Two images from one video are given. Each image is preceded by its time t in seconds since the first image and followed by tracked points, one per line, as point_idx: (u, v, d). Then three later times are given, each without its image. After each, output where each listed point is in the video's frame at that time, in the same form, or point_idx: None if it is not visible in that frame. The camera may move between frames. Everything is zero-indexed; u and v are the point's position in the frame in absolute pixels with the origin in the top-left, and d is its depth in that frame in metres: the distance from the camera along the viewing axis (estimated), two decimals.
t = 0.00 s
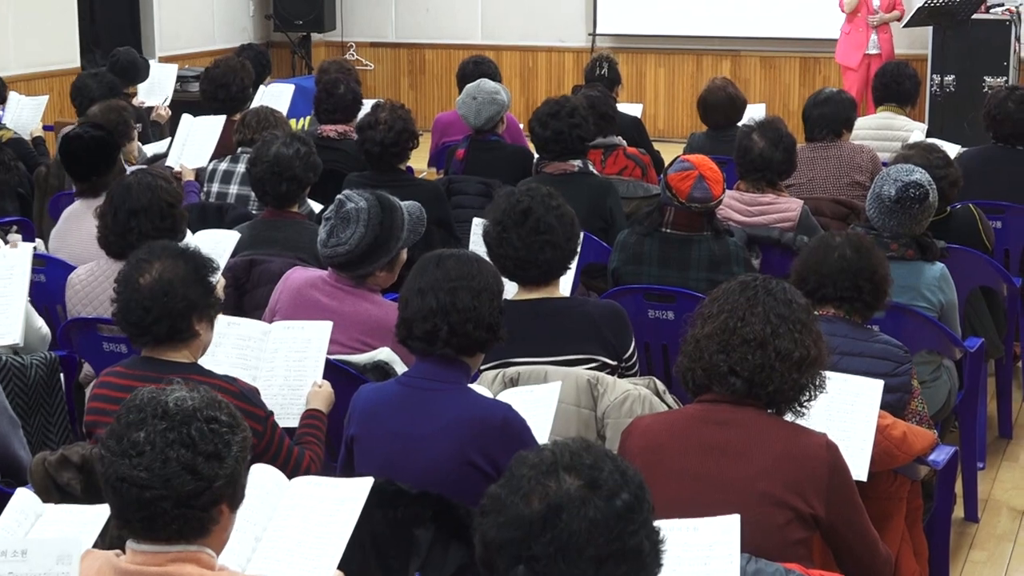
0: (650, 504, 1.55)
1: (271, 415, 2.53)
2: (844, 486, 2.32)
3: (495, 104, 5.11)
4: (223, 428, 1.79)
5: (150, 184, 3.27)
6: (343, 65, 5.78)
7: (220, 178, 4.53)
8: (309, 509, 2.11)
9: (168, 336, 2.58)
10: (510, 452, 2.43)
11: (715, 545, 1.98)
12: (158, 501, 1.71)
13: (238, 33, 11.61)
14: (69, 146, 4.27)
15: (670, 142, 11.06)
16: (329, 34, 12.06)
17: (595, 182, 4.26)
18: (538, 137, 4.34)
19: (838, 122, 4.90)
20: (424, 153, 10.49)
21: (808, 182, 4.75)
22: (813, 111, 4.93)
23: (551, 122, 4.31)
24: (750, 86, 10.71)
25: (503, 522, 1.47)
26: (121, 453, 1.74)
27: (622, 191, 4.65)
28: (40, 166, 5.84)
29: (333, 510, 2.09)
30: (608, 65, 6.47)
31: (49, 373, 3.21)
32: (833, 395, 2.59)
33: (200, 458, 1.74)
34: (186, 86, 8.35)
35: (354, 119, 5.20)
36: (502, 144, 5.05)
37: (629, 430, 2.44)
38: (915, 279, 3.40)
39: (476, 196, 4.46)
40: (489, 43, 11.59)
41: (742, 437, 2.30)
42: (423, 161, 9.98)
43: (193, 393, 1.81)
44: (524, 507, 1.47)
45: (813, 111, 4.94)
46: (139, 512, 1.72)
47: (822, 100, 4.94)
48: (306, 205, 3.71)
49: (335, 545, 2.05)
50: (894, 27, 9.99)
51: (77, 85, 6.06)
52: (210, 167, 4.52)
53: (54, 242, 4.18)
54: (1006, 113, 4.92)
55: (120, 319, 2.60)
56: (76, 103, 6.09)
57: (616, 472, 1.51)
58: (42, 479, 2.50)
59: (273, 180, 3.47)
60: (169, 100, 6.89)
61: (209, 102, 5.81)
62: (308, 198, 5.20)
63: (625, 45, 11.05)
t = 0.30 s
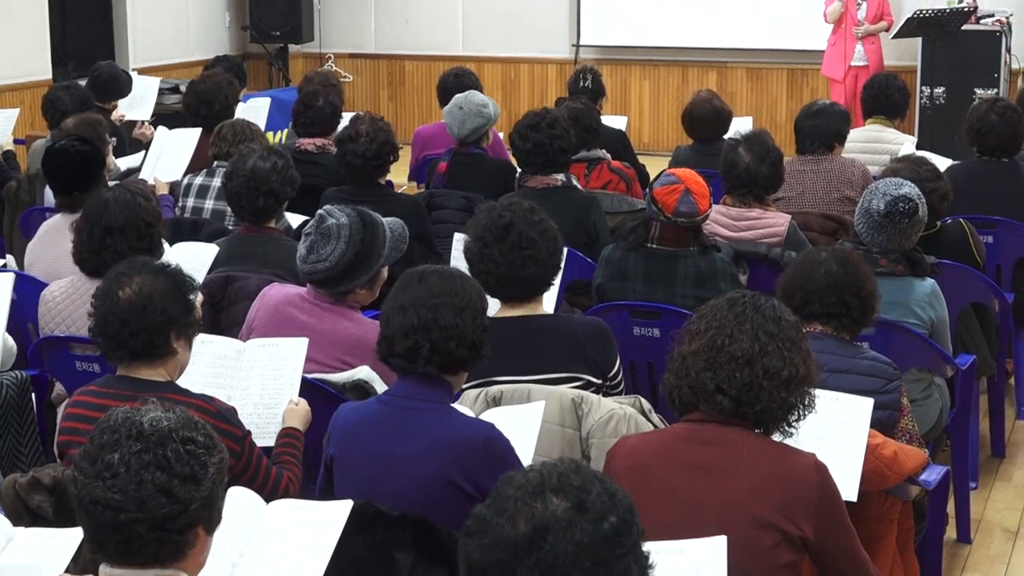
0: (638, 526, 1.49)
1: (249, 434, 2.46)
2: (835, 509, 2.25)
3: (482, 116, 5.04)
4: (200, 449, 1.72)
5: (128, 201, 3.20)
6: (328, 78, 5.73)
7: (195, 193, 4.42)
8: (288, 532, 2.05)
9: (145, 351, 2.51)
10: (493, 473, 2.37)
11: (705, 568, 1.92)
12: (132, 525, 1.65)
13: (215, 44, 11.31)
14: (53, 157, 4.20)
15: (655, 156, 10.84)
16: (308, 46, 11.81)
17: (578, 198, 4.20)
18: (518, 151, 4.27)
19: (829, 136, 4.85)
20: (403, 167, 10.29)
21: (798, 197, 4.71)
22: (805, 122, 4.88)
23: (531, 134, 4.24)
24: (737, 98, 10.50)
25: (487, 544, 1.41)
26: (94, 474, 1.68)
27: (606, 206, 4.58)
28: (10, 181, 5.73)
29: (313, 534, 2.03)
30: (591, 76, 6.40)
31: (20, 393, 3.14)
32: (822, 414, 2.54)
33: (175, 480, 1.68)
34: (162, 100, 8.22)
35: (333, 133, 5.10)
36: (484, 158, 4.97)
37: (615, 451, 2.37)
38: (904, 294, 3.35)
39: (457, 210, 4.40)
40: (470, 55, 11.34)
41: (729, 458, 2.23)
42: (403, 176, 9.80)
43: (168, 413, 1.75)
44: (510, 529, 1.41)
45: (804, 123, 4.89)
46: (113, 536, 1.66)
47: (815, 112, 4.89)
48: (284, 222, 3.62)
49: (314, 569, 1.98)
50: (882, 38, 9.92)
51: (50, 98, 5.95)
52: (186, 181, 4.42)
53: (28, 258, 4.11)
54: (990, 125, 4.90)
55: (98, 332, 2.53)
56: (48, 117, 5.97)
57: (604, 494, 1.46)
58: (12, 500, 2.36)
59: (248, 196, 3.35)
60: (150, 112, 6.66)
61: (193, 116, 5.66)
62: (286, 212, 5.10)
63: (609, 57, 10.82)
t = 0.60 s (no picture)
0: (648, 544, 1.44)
1: (250, 446, 2.40)
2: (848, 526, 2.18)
3: (492, 123, 4.99)
4: (199, 462, 1.66)
5: (126, 210, 3.15)
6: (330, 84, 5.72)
7: (194, 201, 4.36)
8: (287, 549, 1.99)
9: (151, 357, 2.41)
10: (498, 487, 2.31)
11: None
12: (129, 539, 1.60)
13: (214, 49, 11.24)
14: (46, 164, 4.15)
15: (663, 162, 10.76)
16: (309, 52, 11.77)
17: (590, 209, 4.13)
18: (529, 156, 4.21)
19: (850, 144, 4.73)
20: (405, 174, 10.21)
21: (815, 205, 4.61)
22: (827, 128, 4.75)
23: (544, 140, 4.19)
24: (748, 104, 10.41)
25: (493, 560, 1.36)
26: (91, 486, 1.62)
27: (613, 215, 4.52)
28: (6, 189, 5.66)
29: (313, 551, 1.98)
30: (599, 82, 6.34)
31: (15, 405, 3.08)
32: (834, 428, 2.48)
33: (173, 494, 1.62)
34: (161, 105, 8.16)
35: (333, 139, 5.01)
36: (490, 165, 4.91)
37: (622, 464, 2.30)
38: (919, 305, 3.28)
39: (461, 219, 4.34)
40: (475, 59, 11.29)
41: (739, 473, 2.16)
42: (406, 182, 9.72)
43: (167, 425, 1.69)
44: (517, 545, 1.36)
45: (825, 128, 4.75)
46: (110, 550, 1.60)
47: (837, 118, 4.76)
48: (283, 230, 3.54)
49: None
50: (897, 43, 9.83)
51: (44, 103, 5.85)
52: (185, 188, 4.35)
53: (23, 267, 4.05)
54: (993, 133, 4.84)
55: (102, 339, 2.43)
56: (43, 122, 5.89)
57: (613, 510, 1.41)
58: (7, 516, 2.29)
59: (247, 203, 3.28)
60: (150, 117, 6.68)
61: (195, 122, 5.53)
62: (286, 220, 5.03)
63: (617, 62, 10.77)
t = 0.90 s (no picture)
0: (655, 555, 1.40)
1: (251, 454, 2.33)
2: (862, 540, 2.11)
3: (497, 125, 4.92)
4: (196, 473, 1.61)
5: (120, 213, 3.10)
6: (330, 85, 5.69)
7: (191, 206, 4.25)
8: (286, 561, 1.93)
9: (152, 363, 2.32)
10: (502, 498, 2.25)
11: None
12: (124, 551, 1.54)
13: (211, 49, 11.10)
14: (24, 170, 4.10)
15: (671, 166, 10.69)
16: (309, 51, 11.64)
17: (600, 216, 4.05)
18: (540, 160, 4.12)
19: (872, 148, 4.60)
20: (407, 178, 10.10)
21: (830, 210, 4.51)
22: (848, 131, 4.61)
23: (555, 143, 4.10)
24: (757, 105, 10.32)
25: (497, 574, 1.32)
26: (86, 497, 1.56)
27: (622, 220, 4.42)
28: None
29: (312, 562, 1.92)
30: (605, 82, 6.26)
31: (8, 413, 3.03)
32: (845, 437, 2.42)
33: (170, 504, 1.56)
34: (159, 107, 8.09)
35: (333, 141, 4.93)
36: (495, 168, 4.85)
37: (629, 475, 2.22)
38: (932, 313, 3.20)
39: (463, 223, 4.28)
40: (478, 60, 11.22)
41: (751, 484, 2.08)
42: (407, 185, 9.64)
43: (164, 435, 1.64)
44: (521, 558, 1.32)
45: (847, 131, 4.62)
46: (104, 562, 1.54)
47: (860, 121, 4.62)
48: (282, 237, 3.48)
49: None
50: (911, 44, 9.69)
51: (38, 105, 5.77)
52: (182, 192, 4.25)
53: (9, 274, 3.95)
54: (996, 137, 4.66)
55: (101, 345, 2.34)
56: (37, 124, 5.80)
57: (621, 523, 1.36)
58: None
59: (246, 208, 3.23)
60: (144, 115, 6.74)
61: (189, 122, 5.54)
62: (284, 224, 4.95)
63: (622, 63, 10.67)
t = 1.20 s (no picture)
0: (656, 567, 1.35)
1: (241, 464, 2.27)
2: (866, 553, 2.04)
3: (487, 126, 4.86)
4: (184, 483, 1.54)
5: (105, 214, 3.04)
6: (320, 84, 5.60)
7: (180, 209, 4.22)
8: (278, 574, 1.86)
9: (137, 373, 2.28)
10: (497, 508, 2.20)
11: None
12: (110, 563, 1.48)
13: (198, 49, 11.02)
14: None
15: (672, 168, 10.61)
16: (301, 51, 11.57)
17: (598, 219, 3.97)
18: (542, 162, 4.07)
19: (881, 152, 4.53)
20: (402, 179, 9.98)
21: (835, 214, 4.47)
22: (858, 132, 4.54)
23: (556, 147, 4.05)
24: (760, 106, 10.25)
25: None
26: (70, 508, 1.50)
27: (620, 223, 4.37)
28: None
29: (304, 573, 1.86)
30: (604, 83, 6.19)
31: None
32: (849, 445, 2.36)
33: (157, 515, 1.50)
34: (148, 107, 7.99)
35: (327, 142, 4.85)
36: (489, 172, 4.78)
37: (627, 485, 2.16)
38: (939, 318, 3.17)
39: (459, 226, 4.22)
40: (474, 60, 11.11)
41: (753, 495, 2.02)
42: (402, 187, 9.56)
43: (152, 444, 1.58)
44: (518, 571, 1.27)
45: (857, 132, 4.54)
46: None
47: (870, 123, 4.55)
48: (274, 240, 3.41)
49: None
50: (918, 43, 9.59)
51: (23, 106, 5.67)
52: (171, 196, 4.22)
53: None
54: (997, 139, 4.60)
55: (84, 355, 2.29)
56: (22, 126, 5.69)
57: (619, 533, 1.32)
58: None
59: (236, 211, 3.17)
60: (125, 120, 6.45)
61: (167, 124, 5.50)
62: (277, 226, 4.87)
63: (622, 62, 10.60)
